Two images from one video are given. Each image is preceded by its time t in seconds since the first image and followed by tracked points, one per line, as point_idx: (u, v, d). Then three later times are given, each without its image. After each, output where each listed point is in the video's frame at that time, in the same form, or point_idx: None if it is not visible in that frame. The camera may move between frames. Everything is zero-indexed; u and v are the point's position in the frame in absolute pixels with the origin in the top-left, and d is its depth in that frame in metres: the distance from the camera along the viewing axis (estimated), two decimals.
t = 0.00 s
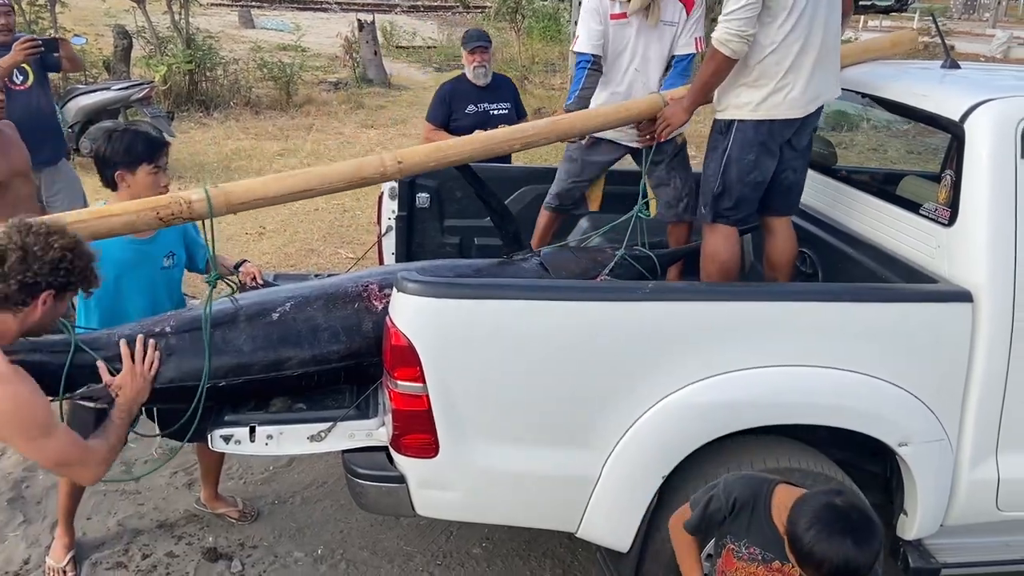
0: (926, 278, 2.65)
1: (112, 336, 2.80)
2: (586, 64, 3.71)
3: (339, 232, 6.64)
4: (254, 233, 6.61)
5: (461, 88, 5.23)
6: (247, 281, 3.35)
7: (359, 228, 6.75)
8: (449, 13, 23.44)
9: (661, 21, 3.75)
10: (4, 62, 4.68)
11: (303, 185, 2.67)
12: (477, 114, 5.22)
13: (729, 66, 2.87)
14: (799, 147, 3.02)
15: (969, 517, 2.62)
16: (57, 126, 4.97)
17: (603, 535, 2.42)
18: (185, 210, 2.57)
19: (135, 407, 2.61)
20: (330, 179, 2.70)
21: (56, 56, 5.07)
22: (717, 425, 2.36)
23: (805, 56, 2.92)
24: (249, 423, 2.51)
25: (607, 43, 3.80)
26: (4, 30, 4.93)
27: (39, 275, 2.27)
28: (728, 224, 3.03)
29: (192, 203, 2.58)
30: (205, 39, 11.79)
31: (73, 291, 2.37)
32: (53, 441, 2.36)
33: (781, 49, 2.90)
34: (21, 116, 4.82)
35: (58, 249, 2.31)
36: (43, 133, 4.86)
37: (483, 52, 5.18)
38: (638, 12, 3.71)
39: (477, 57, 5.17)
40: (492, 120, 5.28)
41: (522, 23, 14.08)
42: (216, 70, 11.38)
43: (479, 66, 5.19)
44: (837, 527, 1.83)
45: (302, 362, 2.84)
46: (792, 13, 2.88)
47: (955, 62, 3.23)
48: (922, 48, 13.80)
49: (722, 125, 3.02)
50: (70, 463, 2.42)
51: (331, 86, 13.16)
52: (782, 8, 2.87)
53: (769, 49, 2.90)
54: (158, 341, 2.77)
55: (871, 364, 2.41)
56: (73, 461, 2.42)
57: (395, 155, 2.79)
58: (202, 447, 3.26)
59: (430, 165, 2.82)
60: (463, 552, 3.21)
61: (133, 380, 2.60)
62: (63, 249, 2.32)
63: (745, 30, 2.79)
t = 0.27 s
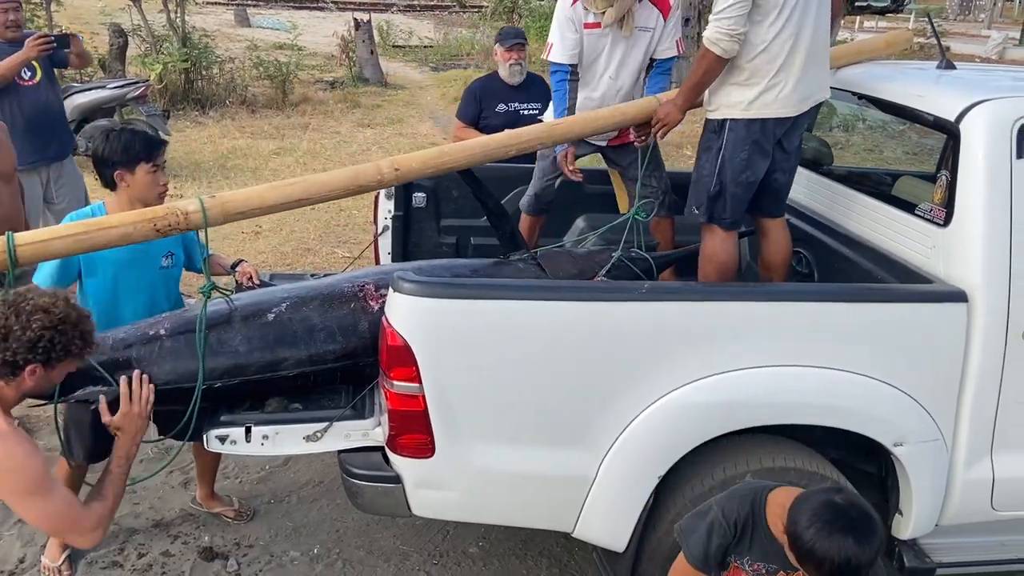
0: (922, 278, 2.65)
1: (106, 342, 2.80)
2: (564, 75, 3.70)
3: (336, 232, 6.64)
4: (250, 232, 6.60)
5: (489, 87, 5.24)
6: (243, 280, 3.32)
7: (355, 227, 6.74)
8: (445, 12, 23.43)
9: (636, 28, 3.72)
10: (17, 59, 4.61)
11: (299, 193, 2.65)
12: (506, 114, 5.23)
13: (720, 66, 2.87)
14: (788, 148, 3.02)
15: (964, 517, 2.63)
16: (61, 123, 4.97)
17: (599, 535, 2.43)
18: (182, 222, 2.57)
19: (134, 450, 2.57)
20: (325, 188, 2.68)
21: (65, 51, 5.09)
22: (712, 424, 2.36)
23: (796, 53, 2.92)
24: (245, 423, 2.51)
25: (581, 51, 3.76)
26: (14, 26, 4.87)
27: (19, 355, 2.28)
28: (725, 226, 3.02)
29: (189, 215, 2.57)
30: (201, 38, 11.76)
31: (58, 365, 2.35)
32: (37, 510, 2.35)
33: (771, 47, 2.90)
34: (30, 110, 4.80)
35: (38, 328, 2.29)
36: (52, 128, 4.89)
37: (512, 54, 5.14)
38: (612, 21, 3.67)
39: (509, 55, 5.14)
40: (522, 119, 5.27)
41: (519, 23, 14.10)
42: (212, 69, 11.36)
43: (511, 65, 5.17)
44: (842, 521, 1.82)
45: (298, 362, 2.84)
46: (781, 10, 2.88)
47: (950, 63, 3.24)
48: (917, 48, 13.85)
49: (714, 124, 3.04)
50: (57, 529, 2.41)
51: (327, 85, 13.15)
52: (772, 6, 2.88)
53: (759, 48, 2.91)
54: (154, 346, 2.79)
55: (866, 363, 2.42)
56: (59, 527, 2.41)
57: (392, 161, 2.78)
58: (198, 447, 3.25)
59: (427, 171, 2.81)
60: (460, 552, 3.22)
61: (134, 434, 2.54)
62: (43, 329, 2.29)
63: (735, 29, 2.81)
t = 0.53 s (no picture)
0: (917, 278, 2.66)
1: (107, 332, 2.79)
2: (585, 73, 3.68)
3: (331, 231, 6.63)
4: (245, 232, 6.59)
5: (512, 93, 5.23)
6: (240, 280, 3.30)
7: (351, 227, 6.74)
8: (441, 12, 23.43)
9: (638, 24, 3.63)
10: (28, 56, 4.55)
11: (294, 186, 2.65)
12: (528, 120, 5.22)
13: (715, 66, 2.88)
14: (788, 149, 3.02)
15: (959, 517, 2.64)
16: (67, 120, 4.96)
17: (595, 534, 2.43)
18: (177, 213, 2.56)
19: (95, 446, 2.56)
20: (322, 181, 2.67)
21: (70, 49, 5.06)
22: (708, 423, 2.36)
23: (793, 52, 2.93)
24: (241, 422, 2.50)
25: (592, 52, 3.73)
26: (21, 22, 4.83)
27: None
28: (722, 227, 3.03)
29: (183, 206, 2.57)
30: (197, 37, 11.73)
31: (15, 368, 2.31)
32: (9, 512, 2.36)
33: (767, 47, 2.91)
34: (37, 108, 4.79)
35: None
36: (57, 126, 4.90)
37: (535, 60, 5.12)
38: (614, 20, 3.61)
39: (534, 62, 5.13)
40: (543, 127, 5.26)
41: (515, 23, 14.11)
42: (208, 68, 11.33)
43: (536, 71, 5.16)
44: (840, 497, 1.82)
45: (294, 361, 2.83)
46: (776, 10, 2.89)
47: (946, 64, 3.25)
48: (911, 50, 13.90)
49: (712, 124, 3.03)
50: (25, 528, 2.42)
51: (323, 85, 13.14)
52: (766, 5, 2.88)
53: (755, 47, 2.92)
54: (150, 342, 2.78)
55: (862, 363, 2.42)
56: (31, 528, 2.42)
57: (388, 155, 2.78)
58: (193, 447, 3.25)
59: (424, 165, 2.81)
60: (455, 552, 3.21)
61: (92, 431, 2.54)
62: None
63: (730, 29, 2.81)
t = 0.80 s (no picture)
0: (911, 280, 2.67)
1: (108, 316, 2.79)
2: (580, 62, 3.64)
3: (327, 231, 6.63)
4: (240, 231, 6.58)
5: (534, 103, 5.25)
6: (236, 280, 3.31)
7: (346, 227, 6.73)
8: (438, 12, 23.43)
9: (639, 16, 3.55)
10: (34, 53, 4.56)
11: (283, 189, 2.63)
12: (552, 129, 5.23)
13: (713, 68, 2.89)
14: (782, 151, 3.02)
15: (952, 518, 2.65)
16: (69, 119, 4.97)
17: (589, 535, 2.43)
18: (171, 213, 2.56)
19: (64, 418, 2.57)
20: (316, 182, 2.67)
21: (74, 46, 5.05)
22: (701, 423, 2.36)
23: (789, 55, 2.93)
24: (235, 422, 2.49)
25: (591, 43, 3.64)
26: (23, 20, 4.82)
27: None
28: (718, 228, 3.03)
29: (177, 206, 2.57)
30: (193, 36, 11.72)
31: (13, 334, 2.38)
32: None
33: (764, 50, 2.91)
34: (40, 105, 4.79)
35: None
36: (60, 124, 4.90)
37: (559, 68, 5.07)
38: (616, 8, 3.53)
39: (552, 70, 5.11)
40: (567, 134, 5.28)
41: (511, 23, 14.12)
42: (204, 67, 11.32)
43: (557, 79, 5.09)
44: (808, 451, 1.82)
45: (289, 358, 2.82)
46: (771, 12, 2.89)
47: (940, 66, 3.26)
48: (905, 52, 13.94)
49: (706, 125, 3.04)
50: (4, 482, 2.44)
51: (319, 84, 13.14)
52: (764, 8, 2.89)
53: (752, 50, 2.92)
54: (148, 332, 2.78)
55: (856, 364, 2.43)
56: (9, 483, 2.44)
57: (382, 157, 2.78)
58: (187, 447, 3.24)
59: (417, 167, 2.79)
60: (449, 552, 3.21)
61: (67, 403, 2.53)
62: None
63: (728, 32, 2.82)
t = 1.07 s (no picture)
0: (904, 282, 2.67)
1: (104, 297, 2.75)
2: (580, 61, 3.65)
3: (322, 231, 6.61)
4: (235, 231, 6.57)
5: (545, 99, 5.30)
6: (238, 275, 3.32)
7: (341, 227, 6.72)
8: (433, 12, 23.42)
9: (639, 13, 3.53)
10: (37, 50, 4.53)
11: (278, 187, 2.65)
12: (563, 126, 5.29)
13: (714, 70, 2.89)
14: (779, 151, 3.04)
15: (945, 520, 2.66)
16: (68, 117, 4.95)
17: (583, 534, 2.43)
18: (165, 212, 2.57)
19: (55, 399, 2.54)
20: (310, 182, 2.68)
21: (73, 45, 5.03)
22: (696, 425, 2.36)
23: (787, 57, 2.94)
24: (228, 421, 2.48)
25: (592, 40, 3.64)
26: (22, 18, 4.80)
27: None
28: (715, 229, 3.03)
29: (172, 205, 2.57)
30: (188, 36, 11.69)
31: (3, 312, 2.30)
32: None
33: (762, 52, 2.91)
34: (40, 103, 4.77)
35: None
36: (58, 123, 4.89)
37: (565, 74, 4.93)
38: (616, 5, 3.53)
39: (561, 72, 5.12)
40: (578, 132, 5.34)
41: (507, 24, 14.12)
42: (199, 66, 11.30)
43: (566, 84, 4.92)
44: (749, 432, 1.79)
45: (284, 357, 2.82)
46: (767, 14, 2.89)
47: (934, 68, 3.26)
48: (900, 54, 13.98)
49: (704, 127, 3.04)
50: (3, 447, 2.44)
51: (315, 84, 13.12)
52: (763, 9, 2.88)
53: (751, 52, 2.91)
54: (147, 319, 2.75)
55: (849, 365, 2.44)
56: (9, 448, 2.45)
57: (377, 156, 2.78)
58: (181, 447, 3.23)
59: (413, 167, 2.80)
60: (443, 552, 3.21)
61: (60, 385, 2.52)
62: None
63: (732, 34, 2.82)
